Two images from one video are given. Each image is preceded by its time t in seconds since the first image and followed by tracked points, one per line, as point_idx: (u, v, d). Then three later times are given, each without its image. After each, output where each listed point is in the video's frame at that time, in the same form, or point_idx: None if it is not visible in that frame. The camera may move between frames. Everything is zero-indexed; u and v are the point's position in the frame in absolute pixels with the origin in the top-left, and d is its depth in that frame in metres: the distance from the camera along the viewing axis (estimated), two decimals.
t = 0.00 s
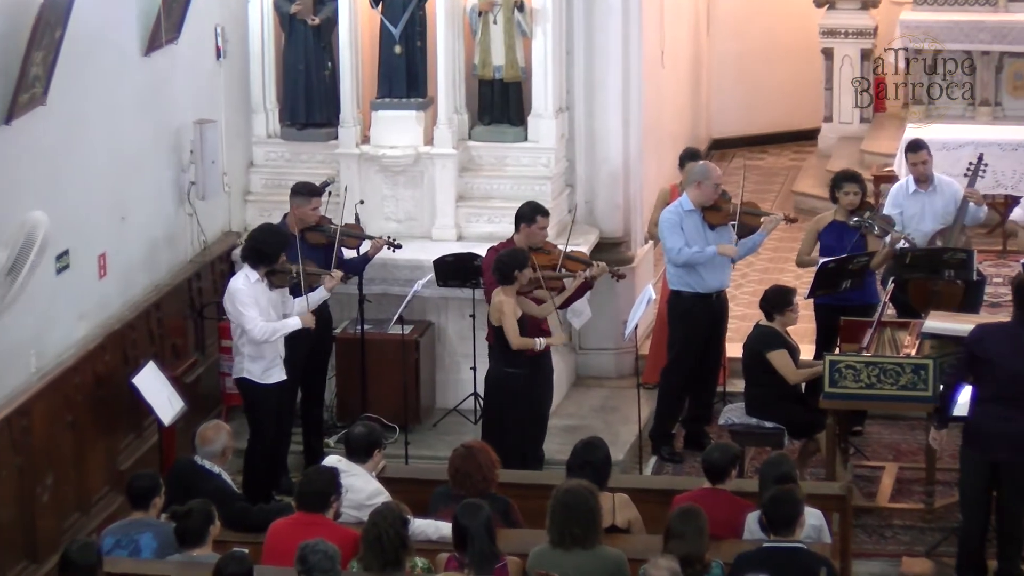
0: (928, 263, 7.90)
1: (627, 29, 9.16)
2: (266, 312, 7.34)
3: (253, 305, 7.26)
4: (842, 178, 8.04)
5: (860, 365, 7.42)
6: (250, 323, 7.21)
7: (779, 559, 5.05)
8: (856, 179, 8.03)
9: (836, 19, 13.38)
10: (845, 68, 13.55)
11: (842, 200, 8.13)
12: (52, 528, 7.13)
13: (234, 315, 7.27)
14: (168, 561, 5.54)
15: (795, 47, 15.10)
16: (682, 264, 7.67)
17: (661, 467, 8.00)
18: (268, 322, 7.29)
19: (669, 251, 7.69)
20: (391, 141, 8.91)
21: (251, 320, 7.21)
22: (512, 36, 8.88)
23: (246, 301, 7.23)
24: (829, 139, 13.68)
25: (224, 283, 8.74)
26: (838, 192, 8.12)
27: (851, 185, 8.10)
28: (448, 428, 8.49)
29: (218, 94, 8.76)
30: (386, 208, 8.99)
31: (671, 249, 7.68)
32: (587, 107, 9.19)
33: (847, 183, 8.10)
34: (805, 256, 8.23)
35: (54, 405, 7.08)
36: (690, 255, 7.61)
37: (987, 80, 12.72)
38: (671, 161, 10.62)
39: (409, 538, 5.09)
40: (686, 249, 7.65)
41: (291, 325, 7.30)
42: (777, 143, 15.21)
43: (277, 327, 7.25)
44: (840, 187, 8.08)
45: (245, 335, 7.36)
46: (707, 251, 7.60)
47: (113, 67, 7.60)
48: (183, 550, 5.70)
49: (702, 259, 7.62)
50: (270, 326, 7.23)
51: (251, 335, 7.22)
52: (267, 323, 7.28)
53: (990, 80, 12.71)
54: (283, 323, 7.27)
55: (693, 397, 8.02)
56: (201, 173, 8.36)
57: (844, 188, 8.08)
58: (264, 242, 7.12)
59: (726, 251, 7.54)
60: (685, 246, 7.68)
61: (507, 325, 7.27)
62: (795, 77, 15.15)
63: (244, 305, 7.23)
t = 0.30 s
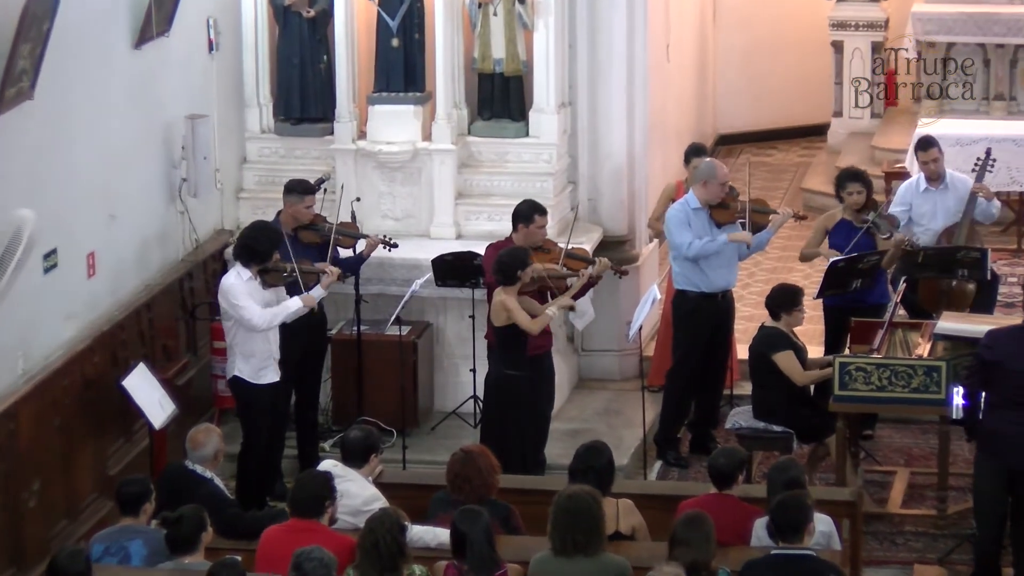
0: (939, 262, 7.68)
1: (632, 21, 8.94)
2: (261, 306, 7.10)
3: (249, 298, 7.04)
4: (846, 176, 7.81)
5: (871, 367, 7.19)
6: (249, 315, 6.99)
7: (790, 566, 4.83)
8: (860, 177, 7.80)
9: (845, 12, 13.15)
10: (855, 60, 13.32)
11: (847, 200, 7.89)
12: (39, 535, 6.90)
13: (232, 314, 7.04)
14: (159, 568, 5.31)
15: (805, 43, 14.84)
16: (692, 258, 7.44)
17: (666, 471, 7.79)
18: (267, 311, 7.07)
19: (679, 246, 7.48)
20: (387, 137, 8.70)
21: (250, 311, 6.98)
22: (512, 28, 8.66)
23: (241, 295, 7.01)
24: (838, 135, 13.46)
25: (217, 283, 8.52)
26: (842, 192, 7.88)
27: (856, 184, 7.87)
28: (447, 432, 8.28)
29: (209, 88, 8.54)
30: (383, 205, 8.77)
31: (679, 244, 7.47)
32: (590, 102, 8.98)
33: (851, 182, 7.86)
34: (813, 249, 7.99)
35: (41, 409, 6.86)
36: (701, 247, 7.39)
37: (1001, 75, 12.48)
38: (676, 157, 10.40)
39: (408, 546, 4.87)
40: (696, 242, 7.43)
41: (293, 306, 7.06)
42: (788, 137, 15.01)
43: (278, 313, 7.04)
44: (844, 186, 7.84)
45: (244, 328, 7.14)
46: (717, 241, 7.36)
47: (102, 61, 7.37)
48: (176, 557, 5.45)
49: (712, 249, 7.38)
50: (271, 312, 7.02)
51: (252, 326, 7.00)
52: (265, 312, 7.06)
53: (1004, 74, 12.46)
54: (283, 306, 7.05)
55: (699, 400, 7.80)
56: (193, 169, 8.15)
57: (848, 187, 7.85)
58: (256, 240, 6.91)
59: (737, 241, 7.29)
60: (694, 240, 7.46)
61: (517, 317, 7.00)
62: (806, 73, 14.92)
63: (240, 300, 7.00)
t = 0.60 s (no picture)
0: (953, 262, 7.48)
1: (637, 14, 8.74)
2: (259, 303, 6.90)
3: (247, 294, 6.82)
4: (847, 177, 7.59)
5: (883, 368, 6.95)
6: (253, 311, 6.77)
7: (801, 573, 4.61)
8: (862, 178, 7.57)
9: (856, 5, 12.93)
10: (865, 54, 13.09)
11: (850, 200, 7.68)
12: (28, 542, 6.68)
13: (233, 311, 6.80)
14: None
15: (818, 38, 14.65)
16: (703, 251, 7.24)
17: (671, 476, 7.58)
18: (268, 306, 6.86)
19: (688, 239, 7.27)
20: (385, 132, 8.52)
21: (253, 307, 6.77)
22: (513, 21, 8.47)
23: (241, 290, 6.79)
24: (848, 130, 13.32)
25: (210, 282, 8.32)
26: (844, 192, 7.67)
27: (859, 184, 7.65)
28: (446, 436, 8.08)
29: (202, 83, 8.33)
30: (381, 203, 8.58)
31: (690, 237, 7.25)
32: (594, 96, 8.78)
33: (854, 182, 7.64)
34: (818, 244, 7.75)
35: (29, 411, 6.63)
36: (712, 239, 7.18)
37: (1016, 69, 12.28)
38: (681, 153, 10.20)
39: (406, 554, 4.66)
40: (708, 234, 7.22)
41: (292, 296, 6.86)
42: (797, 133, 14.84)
43: (281, 305, 6.83)
44: (845, 188, 7.63)
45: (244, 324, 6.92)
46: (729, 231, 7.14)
47: (92, 53, 7.16)
48: (166, 565, 5.18)
49: (724, 240, 7.15)
50: (274, 306, 6.81)
51: (257, 322, 6.78)
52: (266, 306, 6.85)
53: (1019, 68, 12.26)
54: (284, 299, 6.85)
55: (706, 402, 7.60)
56: (185, 165, 7.94)
57: (850, 187, 7.62)
58: (256, 239, 6.72)
59: (747, 228, 7.05)
60: (704, 232, 7.26)
61: (516, 320, 6.80)
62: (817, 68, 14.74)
63: (240, 296, 6.78)
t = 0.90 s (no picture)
0: (967, 262, 7.29)
1: (641, 7, 8.55)
2: (254, 311, 6.72)
3: (241, 302, 6.65)
4: (859, 168, 7.43)
5: (894, 371, 6.72)
6: (242, 323, 6.60)
7: None
8: (872, 169, 7.40)
9: None
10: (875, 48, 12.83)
11: (858, 192, 7.50)
12: (15, 549, 6.46)
13: (223, 316, 6.65)
14: None
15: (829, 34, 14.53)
16: (706, 257, 7.05)
17: (676, 481, 7.39)
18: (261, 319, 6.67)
19: (691, 244, 7.08)
20: (383, 128, 8.33)
21: (244, 320, 6.59)
22: (514, 13, 8.28)
23: (235, 298, 6.61)
24: (857, 126, 13.24)
25: (202, 282, 8.12)
26: (853, 184, 7.50)
27: (869, 176, 7.49)
28: (446, 439, 7.89)
29: (194, 77, 8.14)
30: (379, 200, 8.39)
31: (692, 243, 7.07)
32: (597, 91, 8.57)
33: (863, 174, 7.47)
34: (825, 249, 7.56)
35: (16, 415, 6.41)
36: (715, 246, 6.99)
37: None
38: (687, 150, 10.00)
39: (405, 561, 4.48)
40: (710, 242, 7.03)
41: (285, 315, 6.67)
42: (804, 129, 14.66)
43: (273, 323, 6.64)
44: (856, 178, 7.46)
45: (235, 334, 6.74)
46: (733, 239, 6.97)
47: (81, 45, 6.96)
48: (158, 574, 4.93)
49: (729, 248, 6.98)
50: (265, 322, 6.62)
51: (246, 336, 6.61)
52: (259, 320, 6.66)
53: None
54: (278, 315, 6.66)
55: (712, 405, 7.40)
56: (176, 162, 7.75)
57: (860, 179, 7.46)
58: (254, 239, 6.51)
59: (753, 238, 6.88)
60: (708, 239, 7.07)
61: (511, 327, 6.65)
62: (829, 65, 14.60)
63: (233, 303, 6.61)
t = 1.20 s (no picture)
0: (985, 262, 7.10)
1: None
2: (244, 314, 6.50)
3: (232, 304, 6.44)
4: (867, 163, 7.18)
5: (910, 373, 6.47)
6: (226, 325, 6.39)
7: None
8: (881, 165, 7.15)
9: None
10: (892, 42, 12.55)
11: (867, 187, 7.26)
12: (7, 556, 6.25)
13: (211, 317, 6.44)
14: None
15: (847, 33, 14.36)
16: (709, 264, 6.87)
17: (686, 487, 7.19)
18: (247, 326, 6.45)
19: (696, 248, 6.90)
20: (384, 123, 8.15)
21: (229, 322, 6.38)
22: (519, 5, 8.11)
23: (223, 299, 6.40)
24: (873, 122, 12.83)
25: (198, 281, 7.93)
26: (861, 179, 7.25)
27: (877, 171, 7.24)
28: (449, 444, 7.70)
29: (189, 72, 7.94)
30: (379, 198, 8.19)
31: (696, 247, 6.89)
32: (604, 85, 8.37)
33: (872, 169, 7.22)
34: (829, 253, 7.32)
35: (7, 417, 6.19)
36: (717, 255, 6.81)
37: None
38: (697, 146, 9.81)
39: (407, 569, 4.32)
40: (713, 248, 6.85)
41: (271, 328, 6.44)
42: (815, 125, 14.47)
43: (256, 331, 6.41)
44: (864, 174, 7.21)
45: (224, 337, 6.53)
46: (737, 252, 6.78)
47: (74, 37, 6.76)
48: None
49: (731, 260, 6.81)
50: (248, 329, 6.40)
51: (227, 339, 6.39)
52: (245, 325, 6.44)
53: None
54: (265, 327, 6.43)
55: (723, 409, 7.20)
56: (172, 158, 7.56)
57: (868, 175, 7.21)
58: (245, 235, 6.31)
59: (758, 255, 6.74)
60: (712, 244, 6.88)
61: (517, 327, 6.44)
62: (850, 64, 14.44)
63: (220, 305, 6.40)
